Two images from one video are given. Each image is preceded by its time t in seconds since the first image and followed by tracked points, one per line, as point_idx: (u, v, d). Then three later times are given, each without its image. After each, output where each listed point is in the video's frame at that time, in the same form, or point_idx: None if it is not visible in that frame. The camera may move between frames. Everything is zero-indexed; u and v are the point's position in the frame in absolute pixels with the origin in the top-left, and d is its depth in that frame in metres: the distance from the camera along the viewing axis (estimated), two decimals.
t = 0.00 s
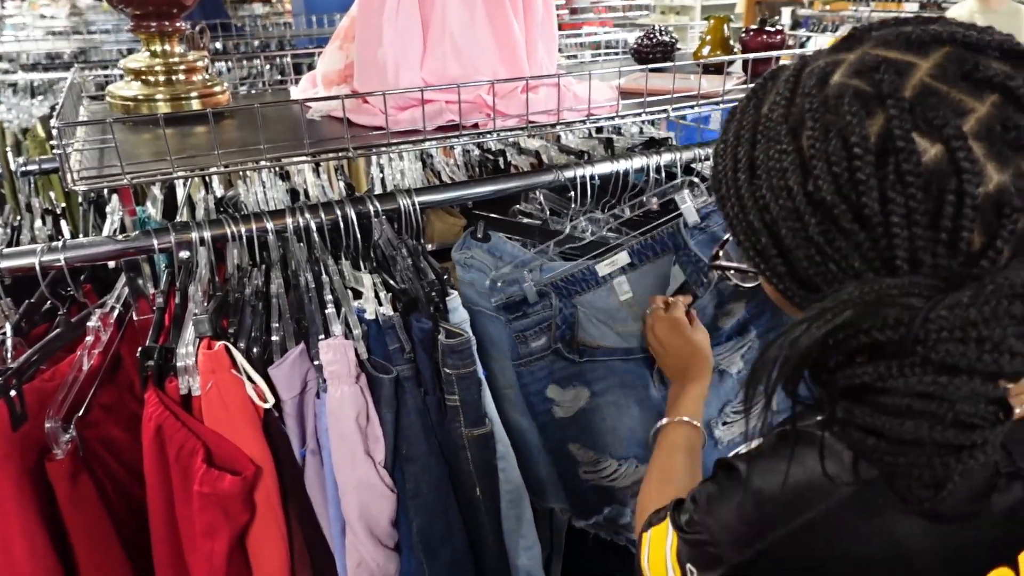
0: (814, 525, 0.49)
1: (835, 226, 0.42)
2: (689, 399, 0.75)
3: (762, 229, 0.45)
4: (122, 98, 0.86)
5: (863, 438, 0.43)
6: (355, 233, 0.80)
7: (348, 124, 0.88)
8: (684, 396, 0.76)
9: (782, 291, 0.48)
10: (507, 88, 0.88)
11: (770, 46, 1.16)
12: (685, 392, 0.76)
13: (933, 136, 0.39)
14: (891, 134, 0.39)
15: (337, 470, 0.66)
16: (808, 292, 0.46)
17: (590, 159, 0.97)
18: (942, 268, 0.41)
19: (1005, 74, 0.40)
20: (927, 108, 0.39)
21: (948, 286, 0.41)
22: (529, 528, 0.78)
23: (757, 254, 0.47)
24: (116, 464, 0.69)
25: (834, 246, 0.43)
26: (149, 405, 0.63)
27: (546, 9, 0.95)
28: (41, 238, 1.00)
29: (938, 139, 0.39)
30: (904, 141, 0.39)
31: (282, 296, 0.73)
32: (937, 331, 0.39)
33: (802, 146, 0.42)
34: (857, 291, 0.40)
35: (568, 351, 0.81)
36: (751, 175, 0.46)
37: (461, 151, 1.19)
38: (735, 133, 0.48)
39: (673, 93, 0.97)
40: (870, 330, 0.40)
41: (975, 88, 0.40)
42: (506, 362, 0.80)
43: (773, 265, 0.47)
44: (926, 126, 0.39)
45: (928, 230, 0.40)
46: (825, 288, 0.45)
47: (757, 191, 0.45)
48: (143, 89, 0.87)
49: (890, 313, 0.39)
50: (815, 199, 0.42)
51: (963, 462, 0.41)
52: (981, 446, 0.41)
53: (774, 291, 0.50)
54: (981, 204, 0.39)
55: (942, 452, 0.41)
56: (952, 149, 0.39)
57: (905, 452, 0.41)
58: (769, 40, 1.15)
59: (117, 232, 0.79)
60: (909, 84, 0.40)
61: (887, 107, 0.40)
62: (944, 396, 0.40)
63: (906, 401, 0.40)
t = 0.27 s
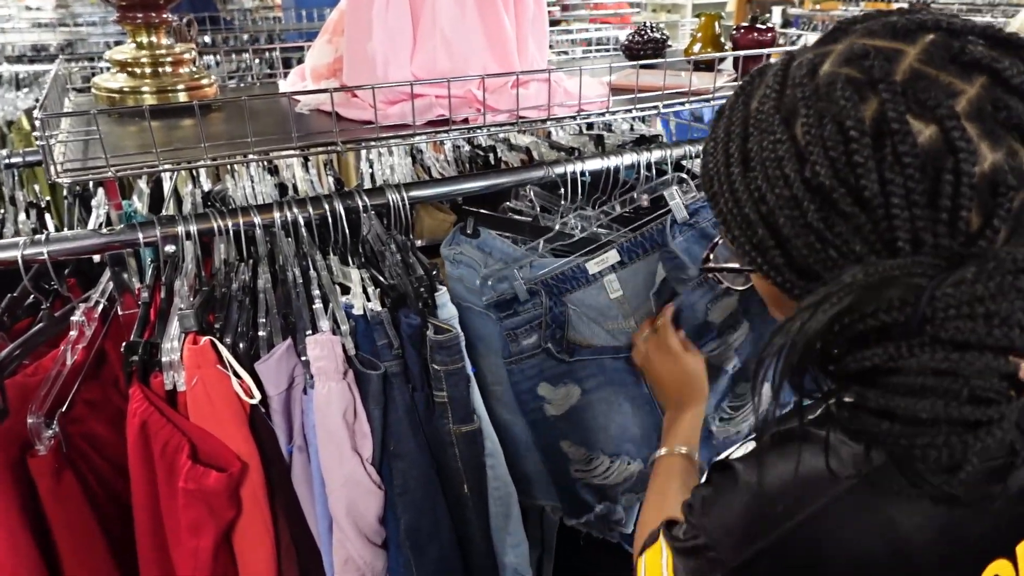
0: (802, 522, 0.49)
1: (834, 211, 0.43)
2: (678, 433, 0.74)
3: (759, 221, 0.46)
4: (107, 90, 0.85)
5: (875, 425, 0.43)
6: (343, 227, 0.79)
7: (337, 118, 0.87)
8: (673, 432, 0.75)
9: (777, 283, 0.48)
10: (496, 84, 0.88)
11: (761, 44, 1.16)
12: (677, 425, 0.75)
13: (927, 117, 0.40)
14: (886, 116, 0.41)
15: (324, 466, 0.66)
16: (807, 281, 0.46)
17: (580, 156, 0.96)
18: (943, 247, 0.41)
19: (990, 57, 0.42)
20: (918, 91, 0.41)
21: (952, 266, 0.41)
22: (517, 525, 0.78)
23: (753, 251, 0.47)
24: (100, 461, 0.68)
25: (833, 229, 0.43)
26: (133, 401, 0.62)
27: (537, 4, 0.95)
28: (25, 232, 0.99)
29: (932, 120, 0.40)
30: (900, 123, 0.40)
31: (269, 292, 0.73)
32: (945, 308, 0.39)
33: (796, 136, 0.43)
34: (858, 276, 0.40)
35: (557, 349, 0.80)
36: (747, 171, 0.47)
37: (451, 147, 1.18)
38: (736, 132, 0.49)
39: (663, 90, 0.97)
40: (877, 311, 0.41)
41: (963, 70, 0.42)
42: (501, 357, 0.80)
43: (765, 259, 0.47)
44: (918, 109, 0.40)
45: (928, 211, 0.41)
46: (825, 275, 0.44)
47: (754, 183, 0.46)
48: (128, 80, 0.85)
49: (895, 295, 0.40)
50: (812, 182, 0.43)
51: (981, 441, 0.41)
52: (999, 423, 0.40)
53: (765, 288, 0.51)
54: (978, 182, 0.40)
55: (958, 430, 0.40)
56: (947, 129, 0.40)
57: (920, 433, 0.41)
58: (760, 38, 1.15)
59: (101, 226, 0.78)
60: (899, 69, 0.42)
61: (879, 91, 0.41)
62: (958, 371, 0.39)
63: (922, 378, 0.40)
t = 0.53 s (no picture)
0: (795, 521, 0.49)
1: (792, 217, 0.41)
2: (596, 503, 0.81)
3: (723, 233, 0.44)
4: (101, 91, 0.85)
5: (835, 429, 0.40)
6: (337, 229, 0.79)
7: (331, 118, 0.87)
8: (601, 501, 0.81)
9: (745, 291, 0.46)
10: (490, 84, 0.88)
11: (753, 45, 1.16)
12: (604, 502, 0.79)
13: (875, 123, 0.39)
14: (834, 124, 0.39)
15: (318, 467, 0.66)
16: (773, 290, 0.44)
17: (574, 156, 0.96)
18: (898, 248, 0.40)
19: (936, 60, 0.40)
20: (865, 97, 0.39)
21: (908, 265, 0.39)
22: (511, 525, 0.78)
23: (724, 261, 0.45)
24: (93, 463, 0.68)
25: (791, 236, 0.41)
26: (126, 402, 0.62)
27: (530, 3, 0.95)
28: (18, 232, 0.99)
29: (881, 125, 0.39)
30: (847, 129, 0.39)
31: (263, 292, 0.72)
32: (900, 307, 0.37)
33: (751, 147, 0.42)
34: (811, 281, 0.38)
35: (561, 347, 0.78)
36: (710, 183, 0.45)
37: (445, 148, 1.18)
38: (693, 144, 0.48)
39: (657, 90, 0.97)
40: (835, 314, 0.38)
41: (908, 75, 0.40)
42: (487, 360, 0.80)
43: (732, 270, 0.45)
44: (866, 114, 0.39)
45: (881, 213, 0.39)
46: (786, 281, 0.42)
47: (716, 194, 0.44)
48: (121, 81, 0.85)
49: (854, 292, 0.38)
50: (768, 193, 0.41)
51: (943, 441, 0.37)
52: (959, 421, 0.38)
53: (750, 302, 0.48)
54: (928, 183, 0.38)
55: (920, 431, 0.37)
56: (894, 133, 0.38)
57: (885, 433, 0.38)
58: (753, 39, 1.15)
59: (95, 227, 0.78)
60: (845, 78, 0.40)
61: (827, 99, 0.40)
62: (914, 371, 0.37)
63: (887, 373, 0.37)
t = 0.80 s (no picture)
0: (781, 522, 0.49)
1: (751, 225, 0.42)
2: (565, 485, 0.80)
3: (693, 234, 0.45)
4: (91, 97, 0.85)
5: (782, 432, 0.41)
6: (328, 233, 0.79)
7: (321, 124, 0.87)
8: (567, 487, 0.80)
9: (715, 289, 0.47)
10: (480, 90, 0.88)
11: (741, 50, 1.17)
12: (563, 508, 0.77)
13: (833, 134, 0.40)
14: (795, 135, 0.40)
15: (309, 472, 0.66)
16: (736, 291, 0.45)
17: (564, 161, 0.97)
18: (850, 259, 0.40)
19: (900, 73, 0.41)
20: (826, 109, 0.40)
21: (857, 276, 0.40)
22: (502, 529, 0.78)
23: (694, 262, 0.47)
24: (83, 469, 0.68)
25: (751, 242, 0.42)
26: (116, 407, 0.62)
27: (520, 9, 0.95)
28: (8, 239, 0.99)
29: (838, 136, 0.39)
30: (807, 139, 0.39)
31: (254, 297, 0.73)
32: (843, 316, 0.37)
33: (719, 153, 0.43)
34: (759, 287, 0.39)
35: (555, 350, 0.78)
36: (683, 186, 0.46)
37: (437, 153, 1.18)
38: (671, 147, 0.49)
39: (646, 95, 0.98)
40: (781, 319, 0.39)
41: (873, 87, 0.41)
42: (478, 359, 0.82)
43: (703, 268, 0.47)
44: (825, 125, 0.40)
45: (833, 223, 0.40)
46: (745, 284, 0.44)
47: (687, 197, 0.45)
48: (112, 87, 0.85)
49: (802, 299, 0.38)
50: (730, 198, 0.42)
51: (874, 448, 0.38)
52: (891, 429, 0.38)
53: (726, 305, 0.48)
54: (883, 196, 0.39)
55: (856, 436, 0.38)
56: (851, 145, 0.39)
57: (827, 438, 0.38)
58: (741, 44, 1.16)
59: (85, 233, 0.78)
60: (810, 89, 0.41)
61: (790, 109, 0.41)
62: (851, 379, 0.37)
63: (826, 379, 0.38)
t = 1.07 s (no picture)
0: (774, 519, 0.49)
1: (767, 212, 0.42)
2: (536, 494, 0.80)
3: (705, 222, 0.45)
4: (87, 99, 0.85)
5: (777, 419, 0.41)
6: (324, 234, 0.80)
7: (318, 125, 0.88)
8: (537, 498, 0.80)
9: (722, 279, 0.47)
10: (477, 91, 0.88)
11: (737, 51, 1.17)
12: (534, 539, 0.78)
13: (851, 123, 0.40)
14: (812, 123, 0.40)
15: (307, 472, 0.66)
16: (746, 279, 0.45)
17: (561, 162, 0.97)
18: (863, 249, 0.40)
19: (920, 65, 0.41)
20: (845, 99, 0.40)
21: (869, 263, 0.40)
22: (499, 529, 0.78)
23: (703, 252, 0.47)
24: (80, 470, 0.68)
25: (765, 230, 0.42)
26: (113, 408, 0.62)
27: (516, 10, 0.96)
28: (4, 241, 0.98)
29: (856, 125, 0.40)
30: (824, 127, 0.40)
31: (250, 299, 0.73)
32: (854, 303, 0.37)
33: (735, 139, 0.43)
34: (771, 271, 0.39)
35: (552, 348, 0.79)
36: (698, 173, 0.46)
37: (434, 155, 1.18)
38: (688, 137, 0.49)
39: (642, 96, 0.98)
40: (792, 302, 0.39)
41: (892, 78, 0.41)
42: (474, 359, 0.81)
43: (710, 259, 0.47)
44: (843, 114, 0.40)
45: (849, 212, 0.40)
46: (757, 272, 0.43)
47: (700, 184, 0.45)
48: (108, 89, 0.86)
49: (814, 285, 0.38)
50: (745, 184, 0.42)
51: (885, 434, 0.38)
52: (900, 417, 0.38)
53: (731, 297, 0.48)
54: (899, 185, 0.39)
55: (867, 420, 0.38)
56: (869, 134, 0.39)
57: (829, 425, 0.38)
58: (737, 46, 1.16)
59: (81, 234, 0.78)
60: (829, 78, 0.41)
61: (808, 97, 0.41)
62: (862, 365, 0.37)
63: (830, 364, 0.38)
